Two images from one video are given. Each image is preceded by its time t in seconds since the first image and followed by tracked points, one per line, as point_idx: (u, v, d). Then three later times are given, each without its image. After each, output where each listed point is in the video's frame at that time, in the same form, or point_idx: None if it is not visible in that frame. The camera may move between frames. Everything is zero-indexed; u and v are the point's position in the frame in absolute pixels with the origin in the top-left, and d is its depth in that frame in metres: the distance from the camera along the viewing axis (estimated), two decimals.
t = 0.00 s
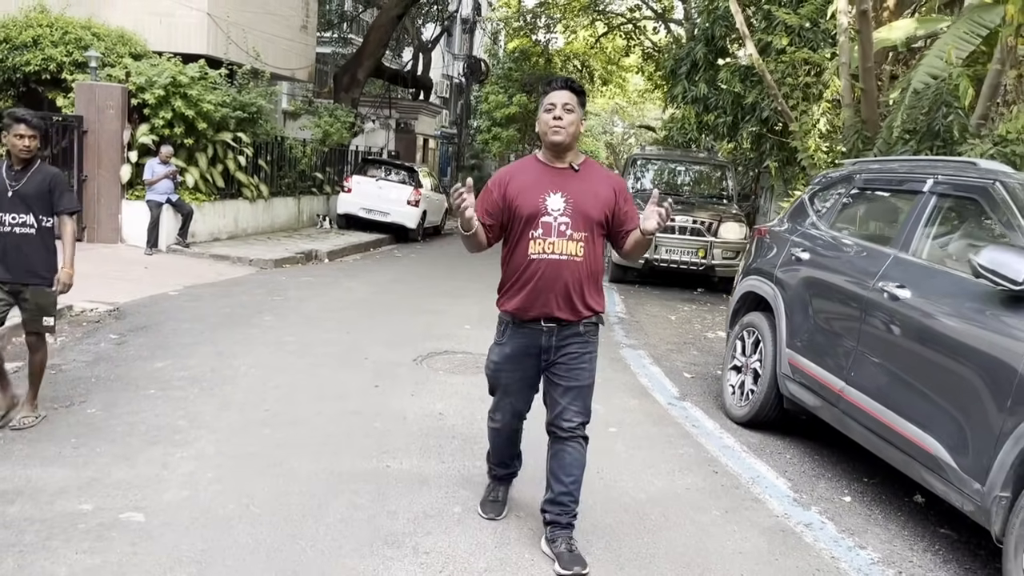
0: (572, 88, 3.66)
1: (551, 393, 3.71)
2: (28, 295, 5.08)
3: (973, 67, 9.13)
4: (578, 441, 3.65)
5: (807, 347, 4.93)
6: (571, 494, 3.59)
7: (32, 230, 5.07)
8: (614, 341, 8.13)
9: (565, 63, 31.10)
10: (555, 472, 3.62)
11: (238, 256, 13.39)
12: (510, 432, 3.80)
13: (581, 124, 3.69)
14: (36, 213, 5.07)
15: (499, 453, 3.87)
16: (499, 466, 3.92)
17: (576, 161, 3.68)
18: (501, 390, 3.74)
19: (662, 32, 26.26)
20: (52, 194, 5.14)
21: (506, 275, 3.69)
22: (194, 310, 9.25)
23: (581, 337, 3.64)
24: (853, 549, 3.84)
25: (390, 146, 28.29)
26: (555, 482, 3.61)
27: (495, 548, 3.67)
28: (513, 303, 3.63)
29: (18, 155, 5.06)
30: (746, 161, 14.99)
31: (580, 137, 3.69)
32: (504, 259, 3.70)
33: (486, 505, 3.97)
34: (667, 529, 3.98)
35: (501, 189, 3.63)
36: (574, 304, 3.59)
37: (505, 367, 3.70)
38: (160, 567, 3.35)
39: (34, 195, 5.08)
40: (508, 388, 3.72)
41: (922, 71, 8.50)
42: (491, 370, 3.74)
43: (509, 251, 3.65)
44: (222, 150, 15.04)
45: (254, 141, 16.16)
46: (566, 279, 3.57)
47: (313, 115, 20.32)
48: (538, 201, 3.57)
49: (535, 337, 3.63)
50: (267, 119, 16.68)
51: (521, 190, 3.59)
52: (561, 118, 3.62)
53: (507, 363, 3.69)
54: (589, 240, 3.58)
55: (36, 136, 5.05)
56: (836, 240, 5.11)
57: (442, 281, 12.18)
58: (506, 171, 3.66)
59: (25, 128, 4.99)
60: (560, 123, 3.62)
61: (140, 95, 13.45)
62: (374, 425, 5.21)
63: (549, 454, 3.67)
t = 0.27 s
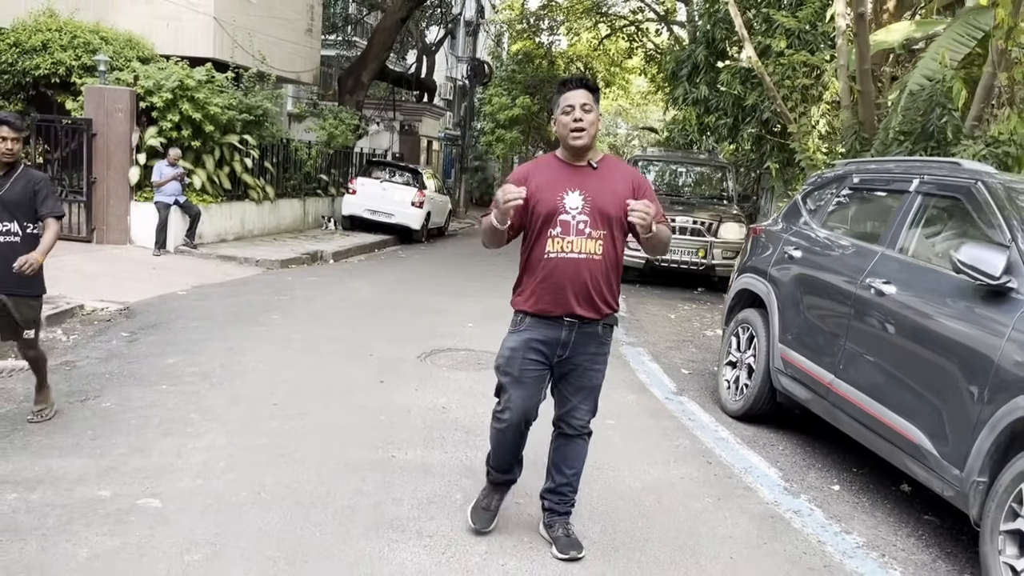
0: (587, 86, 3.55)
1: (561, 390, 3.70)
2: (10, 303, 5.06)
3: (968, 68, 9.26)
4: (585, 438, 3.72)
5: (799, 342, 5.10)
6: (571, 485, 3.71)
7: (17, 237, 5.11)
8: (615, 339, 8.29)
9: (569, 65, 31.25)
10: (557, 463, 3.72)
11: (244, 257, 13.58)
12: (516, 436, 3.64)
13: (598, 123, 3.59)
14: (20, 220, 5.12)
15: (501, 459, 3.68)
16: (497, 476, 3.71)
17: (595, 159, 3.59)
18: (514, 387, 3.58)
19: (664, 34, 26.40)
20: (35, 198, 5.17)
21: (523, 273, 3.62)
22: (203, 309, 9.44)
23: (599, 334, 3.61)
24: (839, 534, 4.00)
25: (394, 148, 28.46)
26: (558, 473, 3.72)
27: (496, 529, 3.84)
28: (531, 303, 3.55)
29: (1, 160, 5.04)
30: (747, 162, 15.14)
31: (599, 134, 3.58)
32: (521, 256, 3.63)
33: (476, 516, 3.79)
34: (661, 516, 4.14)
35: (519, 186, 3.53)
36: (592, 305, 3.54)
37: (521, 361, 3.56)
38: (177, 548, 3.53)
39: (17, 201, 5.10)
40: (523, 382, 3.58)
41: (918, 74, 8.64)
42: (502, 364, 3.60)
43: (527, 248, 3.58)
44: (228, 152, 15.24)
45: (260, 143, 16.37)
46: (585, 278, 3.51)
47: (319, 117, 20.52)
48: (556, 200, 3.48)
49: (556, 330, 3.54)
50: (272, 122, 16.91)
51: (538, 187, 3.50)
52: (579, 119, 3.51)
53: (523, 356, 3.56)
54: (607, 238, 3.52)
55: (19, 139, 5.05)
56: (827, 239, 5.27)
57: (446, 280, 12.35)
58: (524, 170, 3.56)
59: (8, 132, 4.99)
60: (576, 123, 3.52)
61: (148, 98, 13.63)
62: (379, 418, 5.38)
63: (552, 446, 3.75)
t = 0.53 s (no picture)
0: (588, 85, 3.55)
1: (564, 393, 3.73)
2: None
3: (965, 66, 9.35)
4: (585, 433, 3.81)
5: (791, 335, 5.24)
6: (567, 474, 3.85)
7: None
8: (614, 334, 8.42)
9: (573, 64, 31.37)
10: (555, 455, 3.82)
11: (251, 254, 13.75)
12: (535, 447, 3.52)
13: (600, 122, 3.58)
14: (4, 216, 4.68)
15: (520, 479, 3.51)
16: (520, 498, 3.49)
17: (597, 160, 3.56)
18: (528, 394, 3.55)
19: (668, 32, 26.49)
20: (22, 197, 4.78)
21: (528, 280, 3.58)
22: (210, 305, 9.60)
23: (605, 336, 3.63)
24: (825, 519, 4.15)
25: (399, 146, 28.58)
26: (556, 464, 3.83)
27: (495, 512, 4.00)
28: (538, 309, 3.51)
29: None
30: (748, 160, 15.26)
31: (599, 134, 3.57)
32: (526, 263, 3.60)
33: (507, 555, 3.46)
34: (653, 501, 4.27)
35: (522, 192, 3.50)
36: (600, 308, 3.53)
37: (534, 368, 3.53)
38: (189, 529, 3.69)
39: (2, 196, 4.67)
40: (536, 389, 3.54)
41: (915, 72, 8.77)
42: (514, 372, 3.55)
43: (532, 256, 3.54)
44: (234, 150, 15.42)
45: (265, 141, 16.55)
46: (592, 283, 3.49)
47: (323, 115, 20.69)
48: (559, 204, 3.45)
49: (565, 335, 3.52)
50: (278, 120, 17.09)
51: (542, 192, 3.47)
52: (578, 118, 3.51)
53: (535, 363, 3.53)
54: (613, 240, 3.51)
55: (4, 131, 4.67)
56: (819, 234, 5.41)
57: (449, 277, 12.50)
58: (525, 174, 3.52)
59: None
60: (577, 122, 3.51)
61: (155, 97, 13.80)
62: (383, 408, 5.54)
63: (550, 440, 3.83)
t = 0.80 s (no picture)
0: (567, 95, 3.54)
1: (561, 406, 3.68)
2: None
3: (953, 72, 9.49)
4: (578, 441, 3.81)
5: (776, 335, 5.39)
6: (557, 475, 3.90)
7: None
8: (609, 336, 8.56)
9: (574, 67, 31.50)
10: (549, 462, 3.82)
11: (252, 256, 13.90)
12: (538, 464, 3.49)
13: (580, 131, 3.57)
14: None
15: (525, 499, 3.46)
16: (528, 517, 3.44)
17: (579, 168, 3.54)
18: (528, 413, 3.48)
19: (668, 36, 26.62)
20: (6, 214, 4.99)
21: (519, 293, 3.52)
22: (211, 306, 9.75)
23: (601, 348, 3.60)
24: (805, 513, 4.28)
25: (400, 149, 28.74)
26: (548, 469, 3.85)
27: (485, 506, 4.15)
28: (533, 324, 3.45)
29: None
30: (744, 164, 15.41)
31: (580, 143, 3.55)
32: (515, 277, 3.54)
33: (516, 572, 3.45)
34: (640, 497, 4.40)
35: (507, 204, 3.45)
36: (596, 316, 3.50)
37: (535, 386, 3.47)
38: (190, 521, 3.83)
39: None
40: (536, 407, 3.48)
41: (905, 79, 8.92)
42: (514, 392, 3.48)
43: (522, 268, 3.49)
44: (236, 154, 15.59)
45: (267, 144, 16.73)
46: (587, 291, 3.46)
47: (325, 118, 20.87)
48: (548, 215, 3.41)
49: (564, 351, 3.47)
50: (279, 124, 17.28)
51: (529, 204, 3.42)
52: (560, 127, 3.48)
53: (536, 380, 3.47)
54: (604, 248, 3.48)
55: None
56: (804, 237, 5.58)
57: (448, 279, 12.64)
58: (509, 186, 3.47)
59: None
60: (558, 131, 3.48)
61: (158, 101, 13.97)
62: (379, 407, 5.68)
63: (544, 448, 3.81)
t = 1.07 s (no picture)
0: (551, 93, 3.53)
1: (572, 408, 3.60)
2: None
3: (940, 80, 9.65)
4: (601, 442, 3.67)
5: (760, 335, 5.54)
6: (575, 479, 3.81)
7: None
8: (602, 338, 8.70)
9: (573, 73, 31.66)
10: (565, 466, 3.74)
11: (252, 260, 14.07)
12: (524, 463, 3.52)
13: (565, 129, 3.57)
14: None
15: (512, 497, 3.51)
16: (514, 513, 3.51)
17: (562, 166, 3.56)
18: (511, 417, 3.52)
19: (667, 42, 26.77)
20: None
21: (504, 292, 3.54)
22: (212, 308, 9.92)
23: (591, 341, 3.59)
24: (782, 506, 4.43)
25: (400, 154, 28.90)
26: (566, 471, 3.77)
27: (474, 498, 4.29)
28: (519, 323, 3.48)
29: None
30: (740, 169, 15.56)
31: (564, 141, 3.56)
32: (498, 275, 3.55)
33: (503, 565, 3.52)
34: (623, 491, 4.54)
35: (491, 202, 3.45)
36: (582, 315, 3.52)
37: (519, 387, 3.51)
38: (188, 510, 3.99)
39: None
40: (522, 408, 3.51)
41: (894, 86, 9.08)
42: (500, 395, 3.52)
43: (507, 266, 3.49)
44: (237, 159, 15.78)
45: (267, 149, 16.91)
46: (573, 290, 3.49)
47: (325, 124, 21.06)
48: (534, 213, 3.43)
49: (548, 348, 3.49)
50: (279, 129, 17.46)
51: (514, 202, 3.44)
52: (545, 125, 3.48)
53: (520, 382, 3.51)
54: (588, 247, 3.52)
55: None
56: (786, 240, 5.75)
57: (445, 283, 12.80)
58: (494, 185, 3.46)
59: None
60: (543, 128, 3.48)
61: (160, 107, 14.16)
62: (373, 405, 5.83)
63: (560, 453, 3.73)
